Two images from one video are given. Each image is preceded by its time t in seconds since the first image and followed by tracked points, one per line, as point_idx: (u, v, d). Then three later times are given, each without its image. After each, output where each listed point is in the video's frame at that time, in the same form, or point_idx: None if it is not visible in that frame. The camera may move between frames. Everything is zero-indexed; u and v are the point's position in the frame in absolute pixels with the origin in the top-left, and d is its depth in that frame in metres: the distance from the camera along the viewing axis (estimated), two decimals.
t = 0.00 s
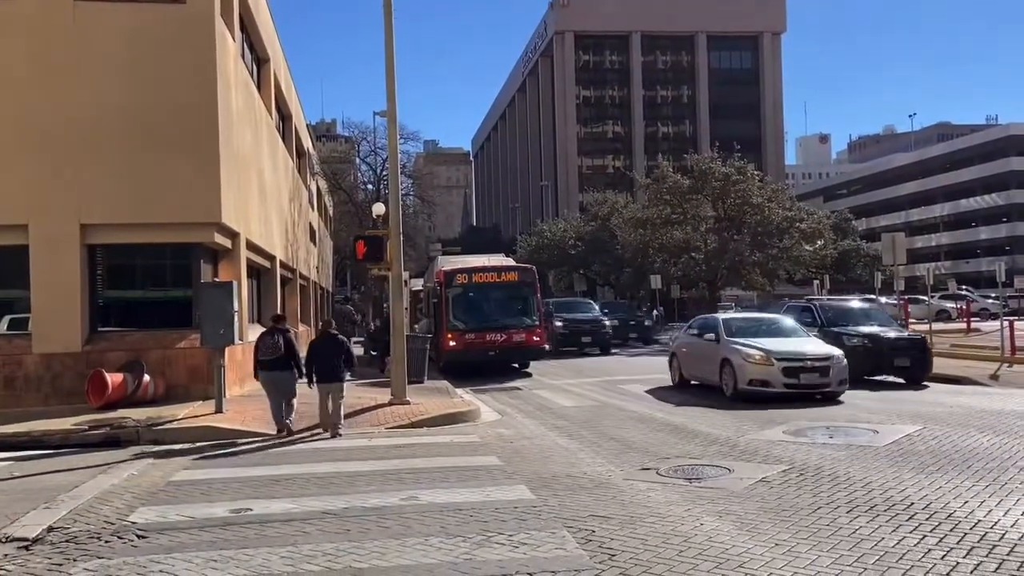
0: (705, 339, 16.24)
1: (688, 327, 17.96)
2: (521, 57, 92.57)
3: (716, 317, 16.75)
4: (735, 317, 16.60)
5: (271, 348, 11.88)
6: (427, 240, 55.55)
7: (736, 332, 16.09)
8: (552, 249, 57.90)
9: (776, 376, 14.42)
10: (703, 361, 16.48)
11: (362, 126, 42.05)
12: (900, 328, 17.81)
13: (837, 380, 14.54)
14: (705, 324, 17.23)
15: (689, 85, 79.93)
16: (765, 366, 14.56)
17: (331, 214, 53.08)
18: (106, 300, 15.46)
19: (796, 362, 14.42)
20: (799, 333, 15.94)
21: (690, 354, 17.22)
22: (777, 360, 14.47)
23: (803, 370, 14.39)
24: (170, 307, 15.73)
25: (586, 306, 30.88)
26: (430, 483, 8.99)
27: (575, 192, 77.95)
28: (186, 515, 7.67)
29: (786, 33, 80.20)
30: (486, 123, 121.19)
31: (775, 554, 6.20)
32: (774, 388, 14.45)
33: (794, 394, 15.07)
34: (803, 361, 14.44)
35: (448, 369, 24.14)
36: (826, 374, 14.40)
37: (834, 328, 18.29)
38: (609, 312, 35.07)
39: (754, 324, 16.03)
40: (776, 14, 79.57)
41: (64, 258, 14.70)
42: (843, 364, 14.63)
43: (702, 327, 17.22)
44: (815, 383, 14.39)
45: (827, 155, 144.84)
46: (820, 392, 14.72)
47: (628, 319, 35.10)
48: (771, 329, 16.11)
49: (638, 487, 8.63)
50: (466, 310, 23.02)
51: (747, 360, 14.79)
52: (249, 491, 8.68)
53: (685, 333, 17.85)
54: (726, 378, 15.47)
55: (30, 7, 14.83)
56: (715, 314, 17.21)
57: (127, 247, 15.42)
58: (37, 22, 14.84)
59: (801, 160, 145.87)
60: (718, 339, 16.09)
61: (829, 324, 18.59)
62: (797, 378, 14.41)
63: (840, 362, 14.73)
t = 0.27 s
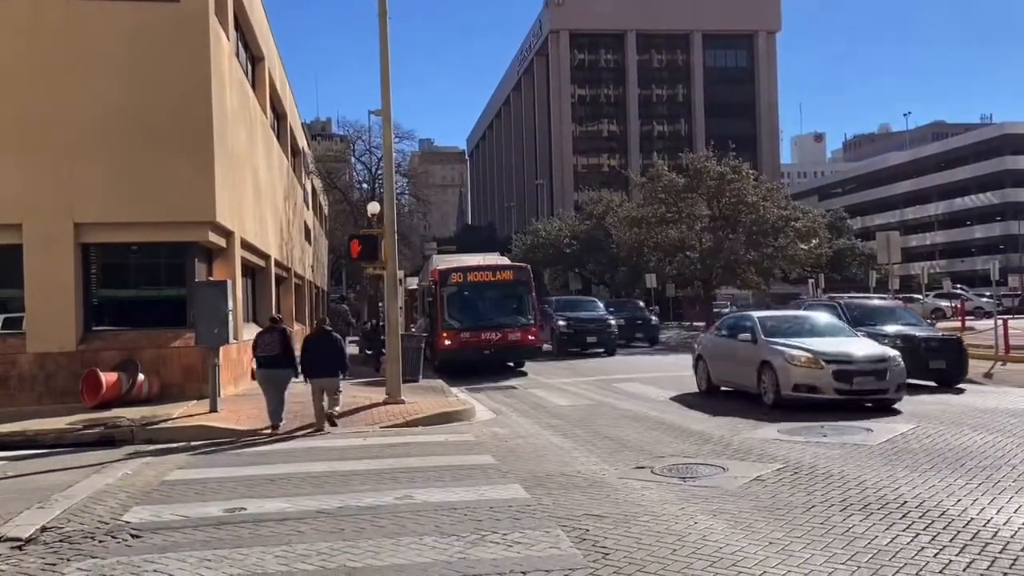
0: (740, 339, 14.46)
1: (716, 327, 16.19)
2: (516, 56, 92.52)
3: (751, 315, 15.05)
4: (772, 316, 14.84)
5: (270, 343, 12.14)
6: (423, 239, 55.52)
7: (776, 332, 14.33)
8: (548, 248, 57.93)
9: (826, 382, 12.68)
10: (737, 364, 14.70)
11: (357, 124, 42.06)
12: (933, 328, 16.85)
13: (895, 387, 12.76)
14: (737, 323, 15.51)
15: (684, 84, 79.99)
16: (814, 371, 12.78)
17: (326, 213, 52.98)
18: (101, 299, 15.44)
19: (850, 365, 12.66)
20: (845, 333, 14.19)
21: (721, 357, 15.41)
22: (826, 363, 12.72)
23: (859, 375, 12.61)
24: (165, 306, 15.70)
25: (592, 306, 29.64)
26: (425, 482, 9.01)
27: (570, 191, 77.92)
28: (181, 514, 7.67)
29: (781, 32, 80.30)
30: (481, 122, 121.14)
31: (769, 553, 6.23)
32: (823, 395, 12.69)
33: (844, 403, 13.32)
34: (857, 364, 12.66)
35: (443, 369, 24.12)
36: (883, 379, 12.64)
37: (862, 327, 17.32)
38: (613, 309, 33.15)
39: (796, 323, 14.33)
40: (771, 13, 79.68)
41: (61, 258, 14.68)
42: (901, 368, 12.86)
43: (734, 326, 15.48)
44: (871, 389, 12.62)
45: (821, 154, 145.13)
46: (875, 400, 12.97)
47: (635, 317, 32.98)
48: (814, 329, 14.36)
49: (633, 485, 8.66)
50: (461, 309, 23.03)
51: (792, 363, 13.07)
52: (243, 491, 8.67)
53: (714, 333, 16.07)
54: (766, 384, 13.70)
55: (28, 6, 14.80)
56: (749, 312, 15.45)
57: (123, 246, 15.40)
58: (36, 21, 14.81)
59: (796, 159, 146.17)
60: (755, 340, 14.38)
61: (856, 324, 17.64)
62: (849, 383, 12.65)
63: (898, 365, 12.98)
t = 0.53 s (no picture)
0: (786, 340, 12.77)
1: (753, 326, 14.47)
2: (511, 54, 92.48)
3: (794, 313, 13.39)
4: (819, 312, 13.16)
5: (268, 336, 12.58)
6: (417, 237, 55.51)
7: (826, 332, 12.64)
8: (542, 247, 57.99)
9: (893, 389, 11.03)
10: (780, 368, 13.04)
11: (351, 123, 42.24)
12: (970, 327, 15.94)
13: (971, 394, 11.16)
14: (777, 322, 13.83)
15: (678, 83, 80.07)
16: (880, 377, 11.12)
17: (320, 211, 52.89)
18: (94, 299, 15.41)
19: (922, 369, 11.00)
20: (904, 332, 12.53)
21: (759, 360, 13.71)
22: (893, 368, 11.08)
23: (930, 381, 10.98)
24: (158, 305, 15.66)
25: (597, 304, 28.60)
26: (418, 481, 9.02)
27: (564, 189, 77.95)
28: (172, 514, 7.65)
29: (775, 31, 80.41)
30: (476, 121, 121.14)
31: (760, 550, 6.25)
32: (890, 405, 11.06)
33: (909, 413, 11.68)
34: (930, 368, 11.04)
35: (437, 367, 24.15)
36: (959, 386, 11.03)
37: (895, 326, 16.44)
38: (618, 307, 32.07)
39: (847, 322, 12.69)
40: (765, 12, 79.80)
41: (53, 257, 14.64)
42: (977, 373, 11.26)
43: (774, 325, 13.79)
44: (944, 398, 11.00)
45: (815, 152, 145.49)
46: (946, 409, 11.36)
47: (641, 316, 31.87)
48: (868, 327, 12.70)
49: (626, 483, 8.67)
50: (456, 307, 23.03)
51: (851, 367, 11.43)
52: (236, 490, 8.67)
53: (749, 333, 14.36)
54: (818, 392, 12.07)
55: (21, 4, 14.75)
56: (791, 308, 13.75)
57: (116, 245, 15.36)
58: (29, 20, 14.76)
59: (789, 158, 146.54)
60: (801, 341, 12.70)
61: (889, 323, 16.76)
62: (919, 390, 11.03)
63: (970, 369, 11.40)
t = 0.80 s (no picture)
0: (850, 343, 10.98)
1: (806, 326, 12.74)
2: (506, 53, 92.43)
3: (859, 312, 11.52)
4: (888, 310, 11.34)
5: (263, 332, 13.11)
6: (412, 236, 55.47)
7: (903, 335, 10.72)
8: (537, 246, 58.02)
9: (992, 404, 9.04)
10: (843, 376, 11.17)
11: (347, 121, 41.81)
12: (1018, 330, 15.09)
13: None
14: (837, 323, 11.98)
15: (673, 82, 80.15)
16: (979, 388, 9.11)
17: (314, 210, 52.80)
18: (85, 297, 15.37)
19: None
20: (992, 336, 10.58)
21: (818, 365, 11.94)
22: (990, 378, 9.09)
23: None
24: (149, 304, 15.62)
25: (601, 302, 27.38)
26: (411, 480, 9.00)
27: (559, 188, 77.99)
28: (164, 514, 7.62)
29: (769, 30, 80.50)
30: (471, 120, 121.12)
31: (752, 547, 6.26)
32: (989, 423, 9.09)
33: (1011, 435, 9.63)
34: None
35: (432, 366, 24.16)
36: None
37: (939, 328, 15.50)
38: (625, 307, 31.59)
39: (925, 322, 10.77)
40: (759, 12, 79.89)
41: (42, 255, 14.57)
42: None
43: (833, 325, 12.03)
44: None
45: (809, 151, 145.78)
46: None
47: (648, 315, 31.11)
48: (948, 326, 10.87)
49: (619, 481, 8.67)
50: (450, 306, 23.01)
51: (937, 376, 9.47)
52: (228, 490, 8.65)
53: (804, 334, 12.61)
54: (896, 407, 10.12)
55: (11, 4, 14.67)
56: (853, 305, 11.97)
57: (107, 243, 15.31)
58: (19, 20, 14.71)
59: (784, 156, 146.84)
60: (869, 345, 10.83)
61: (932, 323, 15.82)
62: None
63: None
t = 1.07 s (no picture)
0: (955, 349, 8.77)
1: (883, 327, 10.55)
2: (502, 53, 92.40)
3: (954, 308, 9.42)
4: (992, 308, 9.19)
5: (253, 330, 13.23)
6: (409, 236, 55.46)
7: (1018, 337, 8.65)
8: (534, 245, 58.02)
9: None
10: (941, 389, 9.09)
11: (342, 121, 41.91)
12: None
13: None
14: (923, 321, 9.88)
15: (669, 81, 80.17)
16: None
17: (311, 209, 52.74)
18: (81, 297, 15.34)
19: None
20: None
21: (906, 375, 9.72)
22: None
23: None
24: (144, 304, 15.60)
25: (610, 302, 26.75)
26: (407, 479, 8.99)
27: (556, 188, 78.00)
28: (159, 514, 7.60)
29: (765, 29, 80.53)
30: (467, 119, 121.13)
31: (748, 546, 6.26)
32: None
33: None
34: None
35: (428, 366, 24.13)
36: None
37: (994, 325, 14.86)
38: (634, 305, 30.81)
39: None
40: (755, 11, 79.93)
41: (37, 254, 14.55)
42: None
43: (921, 327, 9.86)
44: None
45: (804, 150, 146.03)
46: None
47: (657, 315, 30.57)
48: None
49: (615, 480, 8.67)
50: (446, 306, 22.98)
51: None
52: (223, 489, 8.63)
53: (882, 337, 10.42)
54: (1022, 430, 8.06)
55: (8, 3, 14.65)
56: (945, 301, 9.81)
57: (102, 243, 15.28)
58: (17, 19, 14.68)
59: (779, 155, 147.08)
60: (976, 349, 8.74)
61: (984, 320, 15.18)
62: None
63: None
